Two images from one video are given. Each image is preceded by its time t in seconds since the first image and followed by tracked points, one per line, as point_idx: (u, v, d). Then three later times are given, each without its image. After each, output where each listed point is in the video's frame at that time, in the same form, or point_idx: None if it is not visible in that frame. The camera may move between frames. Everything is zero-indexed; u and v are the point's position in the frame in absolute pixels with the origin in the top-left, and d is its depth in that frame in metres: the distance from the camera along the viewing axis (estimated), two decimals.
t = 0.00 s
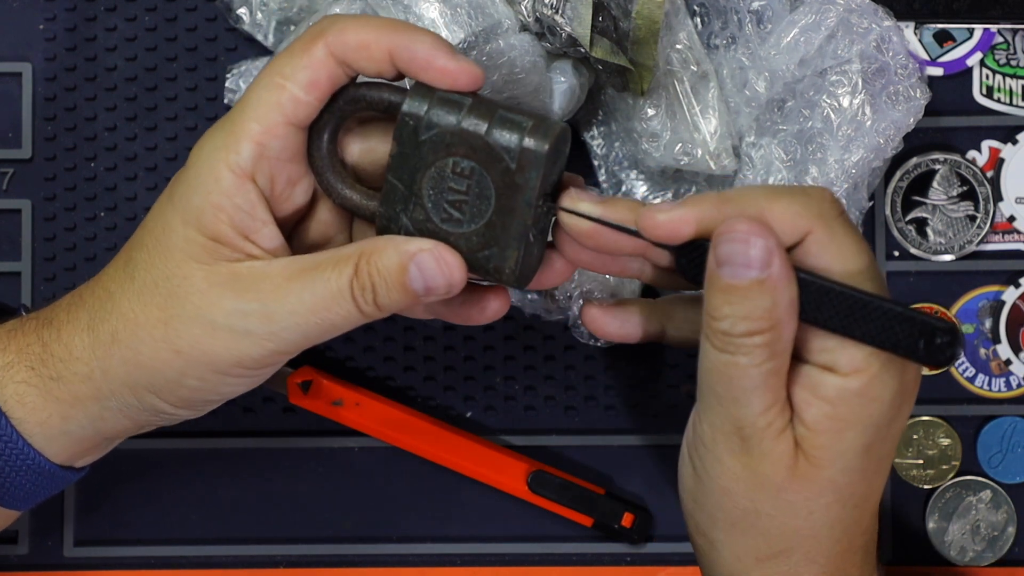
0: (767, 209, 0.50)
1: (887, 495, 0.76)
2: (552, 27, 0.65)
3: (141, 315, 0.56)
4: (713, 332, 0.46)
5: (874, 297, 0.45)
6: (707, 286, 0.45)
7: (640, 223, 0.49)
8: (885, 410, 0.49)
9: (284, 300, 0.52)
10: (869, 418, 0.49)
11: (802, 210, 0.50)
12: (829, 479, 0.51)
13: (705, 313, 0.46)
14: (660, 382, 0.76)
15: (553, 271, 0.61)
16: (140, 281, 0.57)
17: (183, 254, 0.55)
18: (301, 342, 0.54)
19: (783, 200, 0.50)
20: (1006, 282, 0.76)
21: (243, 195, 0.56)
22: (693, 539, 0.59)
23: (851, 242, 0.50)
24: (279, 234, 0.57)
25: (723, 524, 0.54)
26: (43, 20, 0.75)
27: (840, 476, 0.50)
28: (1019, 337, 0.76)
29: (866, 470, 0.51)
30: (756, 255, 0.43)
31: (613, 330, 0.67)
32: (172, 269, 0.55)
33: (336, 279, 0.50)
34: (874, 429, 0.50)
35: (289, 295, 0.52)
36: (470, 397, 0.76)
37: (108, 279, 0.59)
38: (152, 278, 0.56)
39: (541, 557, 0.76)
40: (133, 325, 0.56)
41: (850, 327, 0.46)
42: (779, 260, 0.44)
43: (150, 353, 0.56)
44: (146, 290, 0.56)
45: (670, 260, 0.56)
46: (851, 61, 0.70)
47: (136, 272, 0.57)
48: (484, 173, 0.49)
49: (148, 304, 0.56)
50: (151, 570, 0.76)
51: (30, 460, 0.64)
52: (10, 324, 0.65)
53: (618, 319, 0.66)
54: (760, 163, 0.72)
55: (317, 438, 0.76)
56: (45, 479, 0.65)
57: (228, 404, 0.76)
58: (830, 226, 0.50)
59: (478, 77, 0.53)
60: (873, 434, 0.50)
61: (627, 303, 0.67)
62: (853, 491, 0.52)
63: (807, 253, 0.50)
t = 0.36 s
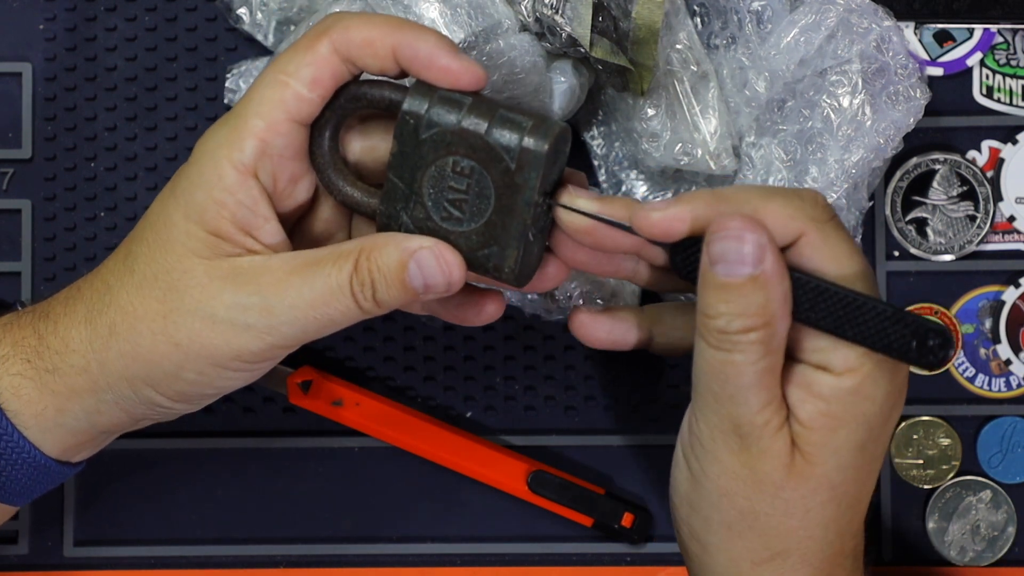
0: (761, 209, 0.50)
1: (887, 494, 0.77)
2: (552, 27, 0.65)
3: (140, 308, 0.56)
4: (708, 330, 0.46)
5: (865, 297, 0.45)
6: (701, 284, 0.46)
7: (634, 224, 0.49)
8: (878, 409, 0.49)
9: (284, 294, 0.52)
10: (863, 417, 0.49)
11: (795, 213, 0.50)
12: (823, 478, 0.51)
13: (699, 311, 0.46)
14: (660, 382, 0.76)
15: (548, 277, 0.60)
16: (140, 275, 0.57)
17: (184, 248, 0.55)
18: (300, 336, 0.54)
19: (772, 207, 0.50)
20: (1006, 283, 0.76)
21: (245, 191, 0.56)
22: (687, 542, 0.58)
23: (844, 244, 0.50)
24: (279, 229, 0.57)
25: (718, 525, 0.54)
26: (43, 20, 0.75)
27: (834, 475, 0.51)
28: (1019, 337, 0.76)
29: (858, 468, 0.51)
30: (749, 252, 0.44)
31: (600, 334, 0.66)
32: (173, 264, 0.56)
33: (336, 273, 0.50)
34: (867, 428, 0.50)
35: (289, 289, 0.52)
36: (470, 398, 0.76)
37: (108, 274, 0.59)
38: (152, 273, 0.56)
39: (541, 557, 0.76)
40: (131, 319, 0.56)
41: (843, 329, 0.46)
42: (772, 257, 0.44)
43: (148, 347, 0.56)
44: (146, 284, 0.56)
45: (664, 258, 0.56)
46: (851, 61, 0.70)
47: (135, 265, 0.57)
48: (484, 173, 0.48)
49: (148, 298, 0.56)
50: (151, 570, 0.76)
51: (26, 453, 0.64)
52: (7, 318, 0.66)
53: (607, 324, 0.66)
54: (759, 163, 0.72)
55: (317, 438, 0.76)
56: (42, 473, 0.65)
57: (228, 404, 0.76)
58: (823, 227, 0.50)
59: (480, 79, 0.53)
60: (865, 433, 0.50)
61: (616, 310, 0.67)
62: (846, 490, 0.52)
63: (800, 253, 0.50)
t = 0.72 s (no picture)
0: (750, 217, 0.49)
1: (887, 494, 0.77)
2: (552, 27, 0.65)
3: (137, 306, 0.56)
4: (700, 338, 0.47)
5: (858, 308, 0.45)
6: (692, 293, 0.46)
7: (626, 228, 0.50)
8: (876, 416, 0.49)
9: (280, 293, 0.52)
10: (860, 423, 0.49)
11: (787, 223, 0.49)
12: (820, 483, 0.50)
13: (692, 319, 0.47)
14: (660, 382, 0.76)
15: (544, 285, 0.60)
16: (139, 273, 0.57)
17: (184, 246, 0.55)
18: (297, 334, 0.54)
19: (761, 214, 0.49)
20: (1006, 282, 0.76)
21: (242, 190, 0.56)
22: (687, 544, 0.59)
23: (837, 252, 0.49)
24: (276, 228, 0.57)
25: (716, 527, 0.54)
26: (43, 20, 0.75)
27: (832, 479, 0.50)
28: (1019, 337, 0.76)
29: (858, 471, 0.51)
30: (738, 259, 0.44)
31: (599, 330, 0.66)
32: (171, 261, 0.55)
33: (331, 274, 0.50)
34: (866, 433, 0.49)
35: (287, 288, 0.52)
36: (470, 397, 0.76)
37: (108, 273, 0.59)
38: (151, 272, 0.56)
39: (541, 557, 0.76)
40: (129, 317, 0.56)
41: (837, 337, 0.46)
42: (761, 263, 0.44)
43: (146, 346, 0.56)
44: (143, 283, 0.56)
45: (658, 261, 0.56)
46: (851, 61, 0.70)
47: (134, 264, 0.57)
48: (478, 173, 0.48)
49: (146, 296, 0.56)
50: (151, 570, 0.76)
51: (26, 457, 0.63)
52: (9, 320, 0.66)
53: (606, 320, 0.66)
54: (759, 163, 0.72)
55: (317, 438, 0.76)
56: (44, 478, 0.65)
57: (228, 404, 0.76)
58: (813, 236, 0.50)
59: (476, 79, 0.54)
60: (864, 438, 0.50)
61: (615, 305, 0.67)
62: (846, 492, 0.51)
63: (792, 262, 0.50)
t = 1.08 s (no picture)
0: (738, 230, 0.48)
1: (888, 495, 0.76)
2: (551, 27, 0.65)
3: (128, 284, 0.56)
4: (691, 355, 0.46)
5: (846, 323, 0.46)
6: (680, 312, 0.45)
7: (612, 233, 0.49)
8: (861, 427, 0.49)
9: (274, 280, 0.52)
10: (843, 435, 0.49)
11: (775, 236, 0.48)
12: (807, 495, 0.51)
13: (682, 337, 0.46)
14: (660, 382, 0.76)
15: (537, 286, 0.60)
16: (133, 252, 0.57)
17: (181, 227, 0.56)
18: (286, 323, 0.54)
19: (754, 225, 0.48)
20: (1006, 282, 0.76)
21: (244, 176, 0.56)
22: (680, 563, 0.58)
23: (826, 268, 0.49)
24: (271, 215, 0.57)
25: (709, 545, 0.54)
26: (42, 20, 0.75)
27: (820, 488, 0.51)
28: (1019, 337, 0.76)
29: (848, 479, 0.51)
30: (727, 281, 0.43)
31: (588, 343, 0.65)
32: (166, 242, 0.56)
33: (324, 265, 0.51)
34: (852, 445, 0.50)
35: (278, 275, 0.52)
36: (470, 397, 0.76)
37: (102, 252, 0.59)
38: (145, 253, 0.56)
39: (541, 557, 0.76)
40: (120, 295, 0.56)
41: (821, 352, 0.46)
42: (750, 280, 0.44)
43: (134, 324, 0.56)
44: (137, 262, 0.56)
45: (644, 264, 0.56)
46: (851, 61, 0.70)
47: (129, 242, 0.57)
48: (473, 170, 0.48)
49: (139, 276, 0.56)
50: (151, 570, 0.76)
51: (14, 437, 0.63)
52: None
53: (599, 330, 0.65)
54: (759, 163, 0.72)
55: (317, 438, 0.76)
56: (37, 463, 0.65)
57: (228, 403, 0.76)
58: (803, 250, 0.49)
59: (477, 79, 0.55)
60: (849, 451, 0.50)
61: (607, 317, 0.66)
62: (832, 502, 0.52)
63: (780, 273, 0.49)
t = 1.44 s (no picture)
0: (743, 210, 0.48)
1: (888, 495, 0.76)
2: (552, 27, 0.65)
3: (114, 240, 0.56)
4: (679, 351, 0.46)
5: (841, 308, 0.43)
6: (671, 304, 0.46)
7: (620, 208, 0.48)
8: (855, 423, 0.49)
9: (250, 234, 0.51)
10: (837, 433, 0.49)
11: (783, 210, 0.48)
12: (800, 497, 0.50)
13: (672, 332, 0.46)
14: (660, 382, 0.76)
15: (515, 270, 0.59)
16: (123, 214, 0.57)
17: (171, 187, 0.56)
18: (259, 282, 0.52)
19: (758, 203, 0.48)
20: (1006, 283, 0.76)
21: (232, 139, 0.58)
22: (685, 567, 0.58)
23: (831, 247, 0.49)
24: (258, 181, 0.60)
25: (707, 547, 0.54)
26: (42, 20, 0.75)
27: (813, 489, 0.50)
28: (1019, 337, 0.76)
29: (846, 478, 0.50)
30: (717, 270, 0.44)
31: (574, 350, 0.64)
32: (155, 202, 0.56)
33: (304, 223, 0.50)
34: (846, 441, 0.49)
35: (256, 231, 0.51)
36: (470, 397, 0.76)
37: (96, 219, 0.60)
38: (133, 213, 0.57)
39: (541, 557, 0.76)
40: (106, 250, 0.57)
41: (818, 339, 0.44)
42: (740, 271, 0.44)
43: (116, 280, 0.56)
44: (125, 219, 0.57)
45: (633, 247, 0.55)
46: (851, 61, 0.71)
47: (123, 204, 0.58)
48: (445, 137, 0.48)
49: (125, 235, 0.56)
50: (151, 570, 0.76)
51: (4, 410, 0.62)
52: None
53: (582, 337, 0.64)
54: (759, 163, 0.71)
55: (317, 438, 0.76)
56: (42, 455, 0.66)
57: (228, 403, 0.76)
58: (811, 227, 0.49)
59: (456, 54, 0.54)
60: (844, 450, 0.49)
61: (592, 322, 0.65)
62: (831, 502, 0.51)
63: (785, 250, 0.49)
